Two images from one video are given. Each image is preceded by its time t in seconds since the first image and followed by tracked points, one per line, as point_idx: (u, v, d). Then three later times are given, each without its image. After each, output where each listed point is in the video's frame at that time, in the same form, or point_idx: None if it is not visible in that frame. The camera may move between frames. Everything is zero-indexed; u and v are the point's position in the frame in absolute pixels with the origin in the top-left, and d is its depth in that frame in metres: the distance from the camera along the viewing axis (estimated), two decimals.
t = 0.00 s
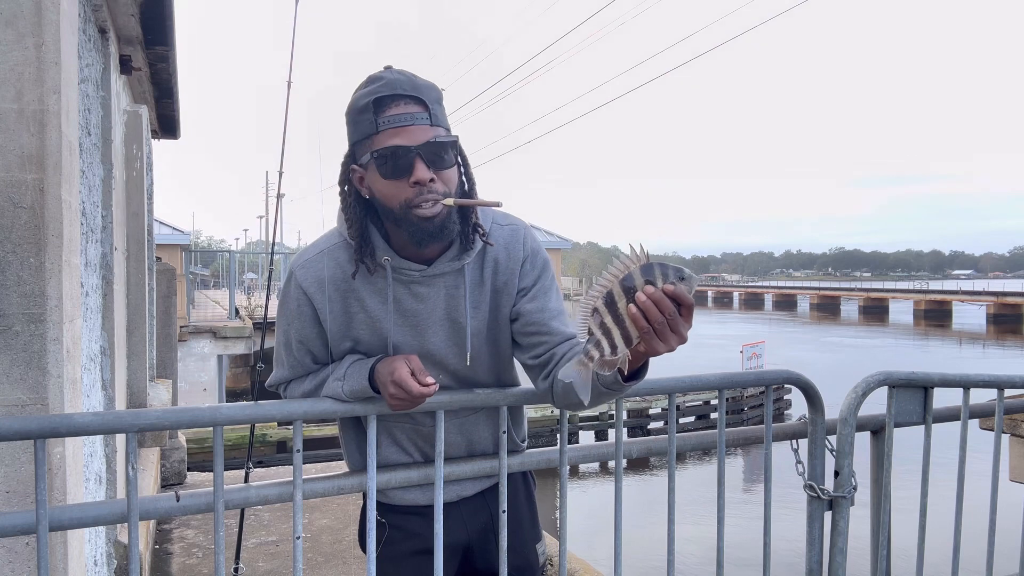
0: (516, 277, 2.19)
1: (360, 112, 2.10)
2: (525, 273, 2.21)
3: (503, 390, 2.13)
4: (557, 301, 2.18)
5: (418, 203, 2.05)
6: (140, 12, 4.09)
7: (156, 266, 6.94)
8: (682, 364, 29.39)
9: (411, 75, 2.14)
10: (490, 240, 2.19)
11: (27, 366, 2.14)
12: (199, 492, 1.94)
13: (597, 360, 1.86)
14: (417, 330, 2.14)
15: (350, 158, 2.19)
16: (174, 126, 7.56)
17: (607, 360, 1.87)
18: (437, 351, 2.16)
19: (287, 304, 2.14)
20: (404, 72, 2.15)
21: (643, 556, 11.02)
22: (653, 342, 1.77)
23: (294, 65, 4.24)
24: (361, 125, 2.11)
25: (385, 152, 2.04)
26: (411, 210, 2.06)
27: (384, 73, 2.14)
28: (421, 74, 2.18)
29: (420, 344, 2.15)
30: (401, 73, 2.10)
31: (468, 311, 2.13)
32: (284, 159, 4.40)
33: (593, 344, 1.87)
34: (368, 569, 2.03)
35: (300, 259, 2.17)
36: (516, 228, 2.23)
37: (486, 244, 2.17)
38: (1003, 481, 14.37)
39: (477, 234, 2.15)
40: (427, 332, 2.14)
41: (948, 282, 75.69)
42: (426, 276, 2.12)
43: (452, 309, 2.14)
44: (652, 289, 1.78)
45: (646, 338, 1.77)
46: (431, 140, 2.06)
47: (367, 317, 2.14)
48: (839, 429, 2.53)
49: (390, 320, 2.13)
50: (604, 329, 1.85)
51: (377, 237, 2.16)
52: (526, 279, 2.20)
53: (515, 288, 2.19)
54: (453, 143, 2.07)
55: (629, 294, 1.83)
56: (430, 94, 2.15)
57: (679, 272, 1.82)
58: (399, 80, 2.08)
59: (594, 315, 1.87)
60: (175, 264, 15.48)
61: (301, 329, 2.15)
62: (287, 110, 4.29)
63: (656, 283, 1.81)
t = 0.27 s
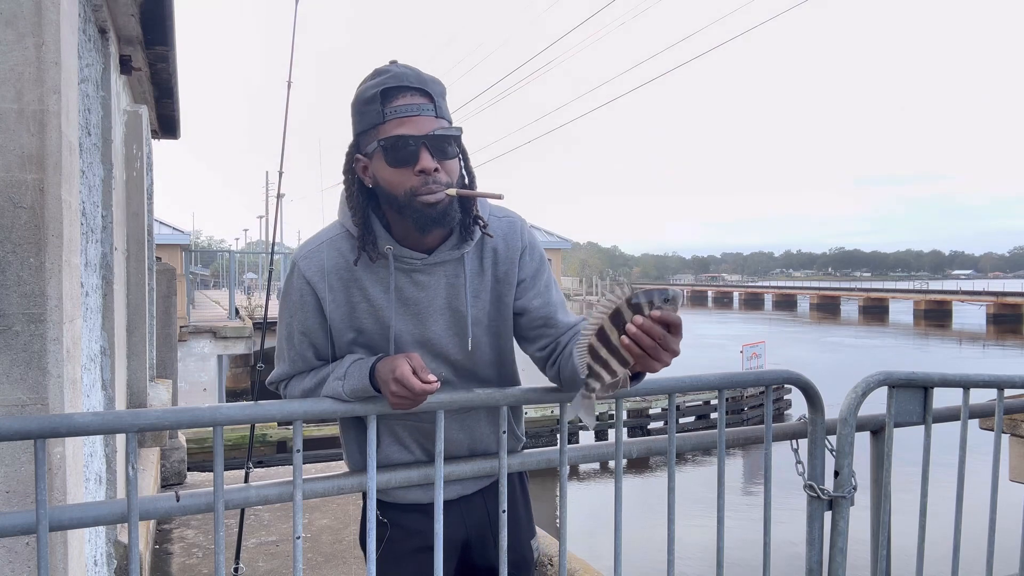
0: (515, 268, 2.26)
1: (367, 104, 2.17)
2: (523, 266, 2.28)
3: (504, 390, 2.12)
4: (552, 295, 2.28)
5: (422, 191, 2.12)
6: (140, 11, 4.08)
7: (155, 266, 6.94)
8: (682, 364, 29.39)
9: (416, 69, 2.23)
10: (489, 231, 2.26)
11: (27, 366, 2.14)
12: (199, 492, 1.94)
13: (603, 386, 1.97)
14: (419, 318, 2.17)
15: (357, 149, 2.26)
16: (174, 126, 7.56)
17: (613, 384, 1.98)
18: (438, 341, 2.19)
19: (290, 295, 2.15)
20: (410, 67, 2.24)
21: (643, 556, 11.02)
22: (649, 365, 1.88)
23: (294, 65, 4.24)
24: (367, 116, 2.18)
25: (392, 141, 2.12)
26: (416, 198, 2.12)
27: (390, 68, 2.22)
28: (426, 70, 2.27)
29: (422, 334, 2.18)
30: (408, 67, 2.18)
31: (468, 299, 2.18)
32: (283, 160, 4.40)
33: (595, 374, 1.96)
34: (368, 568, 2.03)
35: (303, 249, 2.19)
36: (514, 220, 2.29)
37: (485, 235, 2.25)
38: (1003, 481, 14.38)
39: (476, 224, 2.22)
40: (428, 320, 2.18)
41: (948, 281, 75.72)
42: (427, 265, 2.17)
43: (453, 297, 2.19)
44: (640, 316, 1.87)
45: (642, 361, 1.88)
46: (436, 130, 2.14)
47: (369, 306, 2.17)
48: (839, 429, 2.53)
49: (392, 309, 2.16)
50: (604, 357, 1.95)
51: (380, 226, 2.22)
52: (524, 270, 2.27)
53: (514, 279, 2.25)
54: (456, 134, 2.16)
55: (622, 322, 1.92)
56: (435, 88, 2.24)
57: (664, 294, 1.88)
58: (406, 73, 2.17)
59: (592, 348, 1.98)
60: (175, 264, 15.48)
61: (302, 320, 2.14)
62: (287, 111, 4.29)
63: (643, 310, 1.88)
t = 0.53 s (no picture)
0: (516, 263, 2.31)
1: (380, 100, 2.19)
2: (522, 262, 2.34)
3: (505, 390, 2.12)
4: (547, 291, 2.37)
5: (435, 185, 2.14)
6: (139, 11, 4.08)
7: (155, 266, 6.94)
8: (682, 365, 29.38)
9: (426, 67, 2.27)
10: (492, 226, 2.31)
11: (27, 366, 2.14)
12: (199, 492, 1.94)
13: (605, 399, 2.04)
14: (428, 312, 2.19)
15: (366, 144, 2.26)
16: (174, 126, 7.56)
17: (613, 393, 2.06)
18: (445, 335, 2.21)
19: (299, 292, 2.12)
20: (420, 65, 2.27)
21: (644, 556, 11.03)
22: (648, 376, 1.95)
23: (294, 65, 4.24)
24: (380, 112, 2.20)
25: (406, 135, 2.14)
26: (429, 192, 2.14)
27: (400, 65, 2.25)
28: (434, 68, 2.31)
29: (430, 328, 2.19)
30: (419, 65, 2.22)
31: (474, 293, 2.22)
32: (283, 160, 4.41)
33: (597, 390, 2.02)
34: (368, 568, 2.03)
35: (311, 247, 2.17)
36: (514, 215, 2.37)
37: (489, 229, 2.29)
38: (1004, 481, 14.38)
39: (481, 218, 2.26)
40: (436, 314, 2.19)
41: (947, 281, 75.72)
42: (436, 259, 2.19)
43: (460, 291, 2.21)
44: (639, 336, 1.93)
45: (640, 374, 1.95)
46: (447, 126, 2.18)
47: (378, 301, 2.16)
48: (839, 429, 2.53)
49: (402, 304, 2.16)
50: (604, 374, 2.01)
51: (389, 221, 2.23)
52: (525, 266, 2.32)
53: (516, 273, 2.30)
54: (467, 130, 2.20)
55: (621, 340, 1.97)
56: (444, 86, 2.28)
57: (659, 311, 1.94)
58: (418, 71, 2.21)
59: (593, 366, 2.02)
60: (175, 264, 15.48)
61: (310, 317, 2.11)
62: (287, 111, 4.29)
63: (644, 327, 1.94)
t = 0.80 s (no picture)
0: (519, 259, 2.38)
1: (407, 94, 2.20)
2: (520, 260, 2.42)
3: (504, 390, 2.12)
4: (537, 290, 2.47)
5: (461, 180, 2.17)
6: (139, 11, 4.07)
7: (155, 266, 6.93)
8: (682, 365, 29.37)
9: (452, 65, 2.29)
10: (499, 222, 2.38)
11: (27, 366, 2.14)
12: (198, 492, 1.94)
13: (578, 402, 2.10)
14: (442, 304, 2.21)
15: (389, 138, 2.27)
16: (174, 126, 7.56)
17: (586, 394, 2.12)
18: (458, 328, 2.23)
19: (318, 282, 2.10)
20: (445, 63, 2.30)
21: (644, 556, 11.04)
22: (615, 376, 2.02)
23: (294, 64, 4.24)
24: (407, 107, 2.20)
25: (434, 131, 2.16)
26: (454, 186, 2.17)
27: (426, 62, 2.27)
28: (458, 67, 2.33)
29: (444, 320, 2.21)
30: (446, 66, 2.25)
31: (484, 286, 2.27)
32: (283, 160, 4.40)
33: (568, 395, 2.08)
34: (368, 568, 2.03)
35: (329, 239, 2.16)
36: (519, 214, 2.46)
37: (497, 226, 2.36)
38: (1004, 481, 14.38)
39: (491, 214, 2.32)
40: (450, 306, 2.22)
41: (947, 281, 75.73)
42: (450, 251, 2.24)
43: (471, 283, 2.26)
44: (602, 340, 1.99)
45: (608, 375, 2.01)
46: (475, 124, 2.22)
47: (396, 293, 2.17)
48: (839, 429, 2.53)
49: (419, 294, 2.18)
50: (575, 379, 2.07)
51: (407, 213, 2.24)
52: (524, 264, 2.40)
53: (518, 270, 2.37)
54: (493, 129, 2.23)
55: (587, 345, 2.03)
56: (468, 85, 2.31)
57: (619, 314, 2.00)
58: (447, 71, 2.24)
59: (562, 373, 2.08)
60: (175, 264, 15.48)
61: (327, 307, 2.10)
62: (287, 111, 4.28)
63: (605, 332, 2.00)
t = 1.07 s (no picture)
0: (528, 255, 2.39)
1: (428, 94, 2.19)
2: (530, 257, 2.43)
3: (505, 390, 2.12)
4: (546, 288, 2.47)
5: (475, 179, 2.19)
6: (140, 11, 4.07)
7: (155, 265, 6.93)
8: (682, 365, 29.37)
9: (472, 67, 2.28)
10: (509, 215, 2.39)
11: (27, 365, 2.14)
12: (199, 492, 1.94)
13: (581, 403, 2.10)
14: (455, 292, 2.22)
15: (407, 134, 2.28)
16: (174, 126, 7.55)
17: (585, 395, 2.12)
18: (470, 318, 2.24)
19: (338, 265, 2.14)
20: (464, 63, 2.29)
21: (644, 556, 11.04)
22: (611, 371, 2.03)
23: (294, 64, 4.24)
24: (427, 107, 2.20)
25: (452, 132, 2.17)
26: (469, 185, 2.19)
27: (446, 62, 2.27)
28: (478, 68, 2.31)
29: (457, 309, 2.21)
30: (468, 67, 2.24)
31: (495, 277, 2.28)
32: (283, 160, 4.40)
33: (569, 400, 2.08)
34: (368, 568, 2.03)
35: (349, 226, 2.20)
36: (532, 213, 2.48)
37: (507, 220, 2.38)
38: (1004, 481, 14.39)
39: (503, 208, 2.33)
40: (462, 295, 2.23)
41: (947, 281, 75.74)
42: (463, 240, 2.25)
43: (483, 273, 2.27)
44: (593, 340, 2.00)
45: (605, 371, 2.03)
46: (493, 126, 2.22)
47: (410, 278, 2.18)
48: (839, 429, 2.53)
49: (433, 281, 2.19)
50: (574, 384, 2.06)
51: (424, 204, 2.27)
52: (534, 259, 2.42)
53: (528, 265, 2.38)
54: (512, 130, 2.24)
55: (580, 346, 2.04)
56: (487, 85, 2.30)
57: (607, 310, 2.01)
58: (469, 72, 2.23)
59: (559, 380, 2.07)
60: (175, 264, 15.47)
61: (345, 290, 2.12)
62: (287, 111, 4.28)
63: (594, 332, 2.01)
